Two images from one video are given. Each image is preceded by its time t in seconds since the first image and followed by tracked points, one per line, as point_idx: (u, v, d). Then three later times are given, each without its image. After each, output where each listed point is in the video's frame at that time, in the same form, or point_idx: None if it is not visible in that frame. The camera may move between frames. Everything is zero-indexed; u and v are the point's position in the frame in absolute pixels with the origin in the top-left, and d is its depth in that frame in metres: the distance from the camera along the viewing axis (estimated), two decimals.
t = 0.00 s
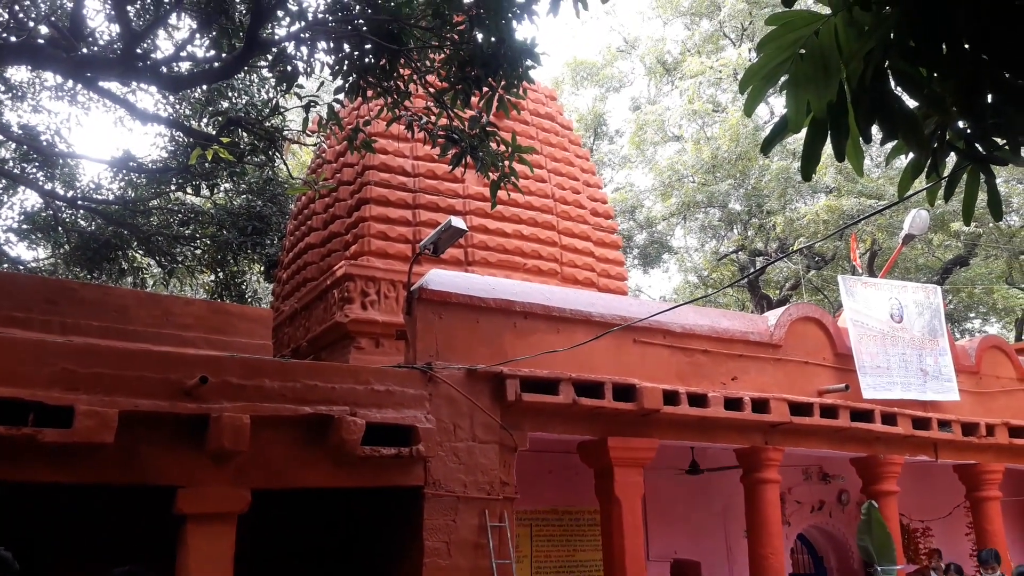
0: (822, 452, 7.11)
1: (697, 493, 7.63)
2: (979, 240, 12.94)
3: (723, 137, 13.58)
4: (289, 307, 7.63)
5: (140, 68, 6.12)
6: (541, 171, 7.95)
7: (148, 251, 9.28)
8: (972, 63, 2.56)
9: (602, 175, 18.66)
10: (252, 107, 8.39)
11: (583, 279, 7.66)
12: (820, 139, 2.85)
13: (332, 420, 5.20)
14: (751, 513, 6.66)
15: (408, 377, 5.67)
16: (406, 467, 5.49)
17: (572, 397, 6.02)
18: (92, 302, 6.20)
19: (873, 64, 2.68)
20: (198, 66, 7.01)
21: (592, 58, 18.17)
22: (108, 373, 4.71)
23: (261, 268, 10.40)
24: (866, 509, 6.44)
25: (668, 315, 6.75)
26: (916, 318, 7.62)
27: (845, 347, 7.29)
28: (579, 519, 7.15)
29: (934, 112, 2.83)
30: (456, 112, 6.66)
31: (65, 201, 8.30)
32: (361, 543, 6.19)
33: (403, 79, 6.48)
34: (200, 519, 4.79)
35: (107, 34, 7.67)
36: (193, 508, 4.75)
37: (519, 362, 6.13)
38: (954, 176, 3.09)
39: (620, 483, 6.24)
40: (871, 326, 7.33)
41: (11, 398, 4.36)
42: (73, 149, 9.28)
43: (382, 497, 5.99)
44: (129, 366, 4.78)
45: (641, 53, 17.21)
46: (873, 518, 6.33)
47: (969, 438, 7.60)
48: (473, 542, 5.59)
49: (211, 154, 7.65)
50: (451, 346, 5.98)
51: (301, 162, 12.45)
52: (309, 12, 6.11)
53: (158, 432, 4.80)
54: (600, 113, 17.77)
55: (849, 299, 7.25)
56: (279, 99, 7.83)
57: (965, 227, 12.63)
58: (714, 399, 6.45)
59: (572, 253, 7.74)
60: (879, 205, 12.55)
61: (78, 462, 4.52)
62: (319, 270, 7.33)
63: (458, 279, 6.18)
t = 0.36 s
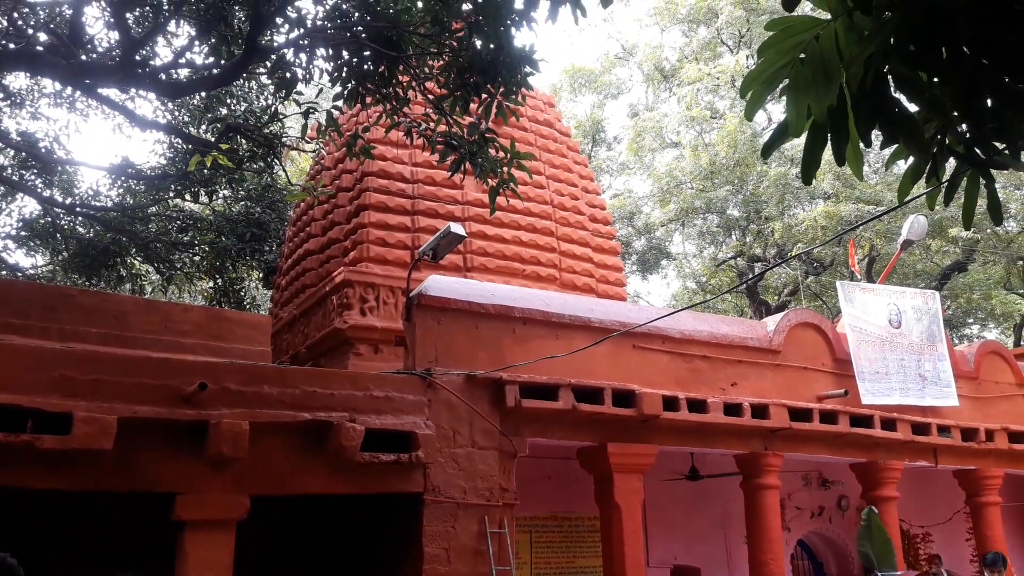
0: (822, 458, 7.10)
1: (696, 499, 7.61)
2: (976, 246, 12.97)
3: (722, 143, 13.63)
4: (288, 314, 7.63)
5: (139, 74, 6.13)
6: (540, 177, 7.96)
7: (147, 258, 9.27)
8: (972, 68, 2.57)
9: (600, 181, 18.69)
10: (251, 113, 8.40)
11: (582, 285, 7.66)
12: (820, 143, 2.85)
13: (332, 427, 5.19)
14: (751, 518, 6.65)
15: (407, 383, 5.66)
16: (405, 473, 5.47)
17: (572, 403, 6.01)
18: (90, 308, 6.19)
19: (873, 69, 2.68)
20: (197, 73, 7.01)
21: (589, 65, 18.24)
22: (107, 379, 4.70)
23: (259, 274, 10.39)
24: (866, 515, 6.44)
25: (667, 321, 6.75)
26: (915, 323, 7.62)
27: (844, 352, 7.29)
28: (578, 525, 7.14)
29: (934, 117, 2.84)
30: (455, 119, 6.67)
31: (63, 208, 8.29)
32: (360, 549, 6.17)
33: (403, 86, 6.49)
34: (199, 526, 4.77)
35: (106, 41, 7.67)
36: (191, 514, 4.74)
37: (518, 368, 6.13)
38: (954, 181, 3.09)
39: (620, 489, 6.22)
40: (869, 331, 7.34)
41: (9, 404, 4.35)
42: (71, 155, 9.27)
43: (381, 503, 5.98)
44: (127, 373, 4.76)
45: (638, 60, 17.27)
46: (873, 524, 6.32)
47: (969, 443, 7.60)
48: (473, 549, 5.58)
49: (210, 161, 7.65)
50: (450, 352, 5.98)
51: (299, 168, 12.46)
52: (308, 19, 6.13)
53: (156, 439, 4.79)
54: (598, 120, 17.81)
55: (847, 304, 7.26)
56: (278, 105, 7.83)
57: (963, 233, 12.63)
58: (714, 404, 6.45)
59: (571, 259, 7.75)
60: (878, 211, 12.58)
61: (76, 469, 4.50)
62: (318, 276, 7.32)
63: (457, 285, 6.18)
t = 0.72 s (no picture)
0: (825, 458, 7.09)
1: (699, 499, 7.60)
2: (979, 245, 12.96)
3: (724, 143, 13.66)
4: (291, 313, 7.63)
5: (142, 75, 6.14)
6: (542, 177, 7.96)
7: (150, 259, 9.29)
8: (973, 66, 2.57)
9: (602, 181, 18.69)
10: (254, 114, 8.40)
11: (584, 285, 7.66)
12: (822, 141, 2.84)
13: (334, 426, 5.19)
14: (754, 518, 6.64)
15: (410, 383, 5.67)
16: (408, 473, 5.48)
17: (574, 403, 6.01)
18: (93, 309, 6.20)
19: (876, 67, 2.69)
20: (199, 74, 7.02)
21: (591, 65, 18.25)
22: (109, 379, 4.71)
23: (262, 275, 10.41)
24: (868, 515, 6.43)
25: (669, 320, 6.74)
26: (917, 323, 7.61)
27: (846, 352, 7.27)
28: (581, 524, 7.14)
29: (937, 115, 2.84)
30: (457, 119, 6.67)
31: (66, 209, 8.30)
32: (362, 549, 6.18)
33: (405, 86, 6.49)
34: (202, 526, 4.78)
35: (108, 42, 7.69)
36: (194, 514, 4.74)
37: (521, 367, 6.13)
38: (957, 180, 3.08)
39: (622, 489, 6.22)
40: (871, 331, 7.34)
41: (13, 405, 4.36)
42: (74, 156, 9.28)
43: (384, 503, 5.98)
44: (130, 373, 4.77)
45: (640, 60, 17.27)
46: (877, 524, 6.31)
47: (972, 443, 7.58)
48: (476, 549, 5.58)
49: (212, 161, 7.66)
50: (452, 352, 5.98)
51: (302, 169, 12.47)
52: (310, 20, 6.14)
53: (159, 439, 4.79)
54: (600, 119, 17.81)
55: (849, 304, 7.26)
56: (280, 106, 7.83)
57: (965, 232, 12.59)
58: (716, 404, 6.44)
59: (574, 258, 7.75)
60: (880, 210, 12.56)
61: (80, 469, 4.51)
62: (320, 276, 7.33)
63: (459, 285, 6.19)
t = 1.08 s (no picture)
0: (827, 455, 7.07)
1: (700, 496, 7.59)
2: (982, 242, 12.93)
3: (726, 140, 13.69)
4: (292, 312, 7.61)
5: (142, 73, 6.13)
6: (543, 175, 7.94)
7: (151, 257, 9.28)
8: (975, 59, 2.57)
9: (603, 178, 18.67)
10: (255, 112, 8.39)
11: (586, 283, 7.65)
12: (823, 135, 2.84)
13: (335, 424, 5.19)
14: (756, 515, 6.63)
15: (411, 380, 5.67)
16: (409, 470, 5.47)
17: (575, 400, 6.01)
18: (95, 307, 6.20)
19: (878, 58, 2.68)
20: (200, 72, 7.02)
21: (592, 62, 18.24)
22: (111, 377, 4.71)
23: (263, 273, 10.41)
24: (870, 512, 6.43)
25: (671, 317, 6.73)
26: (920, 319, 7.59)
27: (848, 349, 7.26)
28: (583, 522, 7.12)
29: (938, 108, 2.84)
30: (458, 116, 6.66)
31: (67, 207, 8.30)
32: (364, 547, 6.17)
33: (405, 84, 6.49)
34: (203, 524, 4.77)
35: (109, 41, 7.68)
36: (196, 512, 4.74)
37: (522, 365, 6.12)
38: (959, 174, 3.07)
39: (624, 486, 6.21)
40: (874, 328, 7.32)
41: (14, 403, 4.36)
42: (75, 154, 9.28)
43: (385, 500, 5.97)
44: (132, 371, 4.77)
45: (642, 57, 17.26)
46: (879, 521, 6.30)
47: (975, 439, 7.56)
48: (477, 546, 5.58)
49: (213, 159, 7.66)
50: (454, 350, 5.97)
51: (303, 167, 12.47)
52: (311, 18, 6.13)
53: (161, 437, 4.79)
54: (602, 117, 17.80)
55: (851, 301, 7.24)
56: (281, 104, 7.82)
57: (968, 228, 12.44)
58: (718, 401, 6.43)
59: (575, 256, 7.74)
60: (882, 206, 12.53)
61: (81, 467, 4.51)
62: (321, 274, 7.33)
63: (460, 282, 6.18)
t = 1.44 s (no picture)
0: (829, 445, 7.07)
1: (702, 487, 7.58)
2: (985, 232, 12.86)
3: (728, 130, 13.63)
4: (293, 303, 7.61)
5: (142, 63, 6.11)
6: (544, 165, 7.92)
7: (152, 248, 9.28)
8: (979, 45, 2.59)
9: (605, 169, 18.64)
10: (255, 103, 8.37)
11: (588, 274, 7.64)
12: (825, 120, 2.83)
13: (336, 414, 5.20)
14: (757, 505, 6.63)
15: (412, 371, 5.67)
16: (410, 460, 5.48)
17: (576, 390, 6.01)
18: (96, 298, 6.21)
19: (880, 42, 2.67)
20: (200, 62, 7.00)
21: (594, 52, 18.19)
22: (112, 368, 4.71)
23: (265, 264, 10.41)
24: (872, 502, 6.44)
25: (672, 308, 6.72)
26: (922, 310, 7.56)
27: (850, 339, 7.24)
28: (584, 512, 7.14)
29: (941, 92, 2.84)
30: (458, 106, 6.63)
31: (68, 198, 8.30)
32: (365, 537, 6.18)
33: (406, 74, 6.47)
34: (204, 513, 4.79)
35: (109, 31, 7.66)
36: (197, 502, 4.75)
37: (523, 355, 6.11)
38: (961, 161, 3.05)
39: (625, 476, 6.22)
40: (875, 319, 7.30)
41: (15, 393, 4.37)
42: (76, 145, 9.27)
43: (386, 490, 5.98)
44: (133, 361, 4.78)
45: (644, 47, 17.21)
46: (880, 511, 6.32)
47: (976, 429, 7.55)
48: (478, 536, 5.60)
49: (213, 150, 7.64)
50: (455, 340, 5.97)
51: (304, 158, 12.46)
52: (311, 8, 6.11)
53: (162, 427, 4.80)
54: (603, 107, 17.76)
55: (852, 291, 7.22)
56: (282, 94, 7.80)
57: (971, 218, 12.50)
58: (719, 391, 6.43)
59: (577, 247, 7.72)
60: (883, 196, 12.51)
61: (82, 457, 4.52)
62: (322, 265, 7.32)
63: (461, 273, 6.17)
